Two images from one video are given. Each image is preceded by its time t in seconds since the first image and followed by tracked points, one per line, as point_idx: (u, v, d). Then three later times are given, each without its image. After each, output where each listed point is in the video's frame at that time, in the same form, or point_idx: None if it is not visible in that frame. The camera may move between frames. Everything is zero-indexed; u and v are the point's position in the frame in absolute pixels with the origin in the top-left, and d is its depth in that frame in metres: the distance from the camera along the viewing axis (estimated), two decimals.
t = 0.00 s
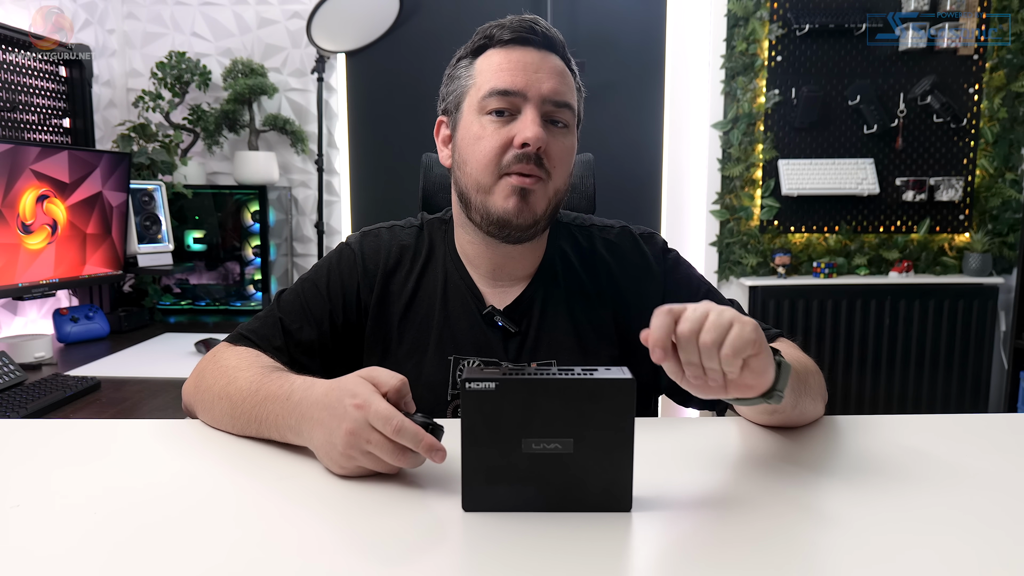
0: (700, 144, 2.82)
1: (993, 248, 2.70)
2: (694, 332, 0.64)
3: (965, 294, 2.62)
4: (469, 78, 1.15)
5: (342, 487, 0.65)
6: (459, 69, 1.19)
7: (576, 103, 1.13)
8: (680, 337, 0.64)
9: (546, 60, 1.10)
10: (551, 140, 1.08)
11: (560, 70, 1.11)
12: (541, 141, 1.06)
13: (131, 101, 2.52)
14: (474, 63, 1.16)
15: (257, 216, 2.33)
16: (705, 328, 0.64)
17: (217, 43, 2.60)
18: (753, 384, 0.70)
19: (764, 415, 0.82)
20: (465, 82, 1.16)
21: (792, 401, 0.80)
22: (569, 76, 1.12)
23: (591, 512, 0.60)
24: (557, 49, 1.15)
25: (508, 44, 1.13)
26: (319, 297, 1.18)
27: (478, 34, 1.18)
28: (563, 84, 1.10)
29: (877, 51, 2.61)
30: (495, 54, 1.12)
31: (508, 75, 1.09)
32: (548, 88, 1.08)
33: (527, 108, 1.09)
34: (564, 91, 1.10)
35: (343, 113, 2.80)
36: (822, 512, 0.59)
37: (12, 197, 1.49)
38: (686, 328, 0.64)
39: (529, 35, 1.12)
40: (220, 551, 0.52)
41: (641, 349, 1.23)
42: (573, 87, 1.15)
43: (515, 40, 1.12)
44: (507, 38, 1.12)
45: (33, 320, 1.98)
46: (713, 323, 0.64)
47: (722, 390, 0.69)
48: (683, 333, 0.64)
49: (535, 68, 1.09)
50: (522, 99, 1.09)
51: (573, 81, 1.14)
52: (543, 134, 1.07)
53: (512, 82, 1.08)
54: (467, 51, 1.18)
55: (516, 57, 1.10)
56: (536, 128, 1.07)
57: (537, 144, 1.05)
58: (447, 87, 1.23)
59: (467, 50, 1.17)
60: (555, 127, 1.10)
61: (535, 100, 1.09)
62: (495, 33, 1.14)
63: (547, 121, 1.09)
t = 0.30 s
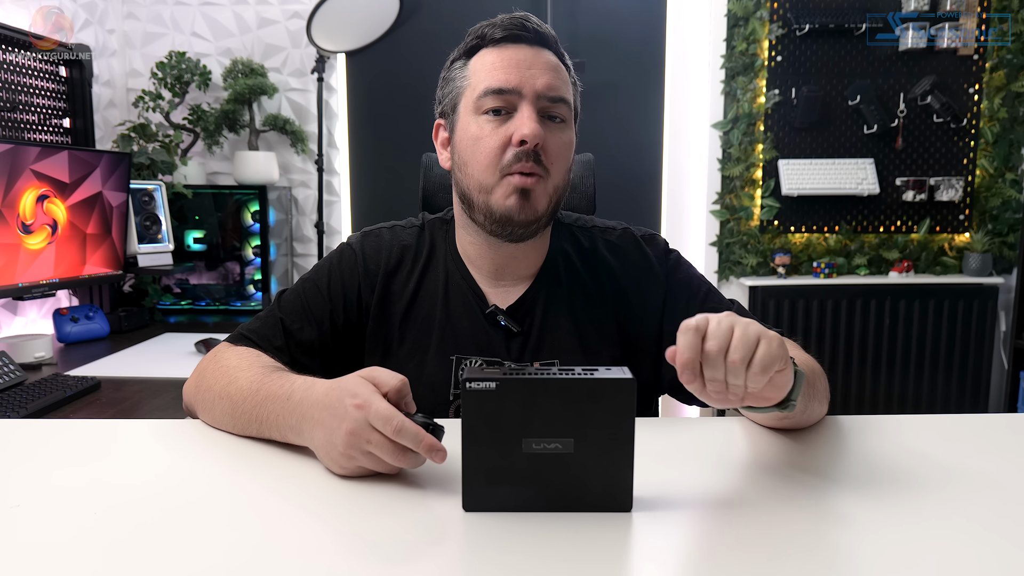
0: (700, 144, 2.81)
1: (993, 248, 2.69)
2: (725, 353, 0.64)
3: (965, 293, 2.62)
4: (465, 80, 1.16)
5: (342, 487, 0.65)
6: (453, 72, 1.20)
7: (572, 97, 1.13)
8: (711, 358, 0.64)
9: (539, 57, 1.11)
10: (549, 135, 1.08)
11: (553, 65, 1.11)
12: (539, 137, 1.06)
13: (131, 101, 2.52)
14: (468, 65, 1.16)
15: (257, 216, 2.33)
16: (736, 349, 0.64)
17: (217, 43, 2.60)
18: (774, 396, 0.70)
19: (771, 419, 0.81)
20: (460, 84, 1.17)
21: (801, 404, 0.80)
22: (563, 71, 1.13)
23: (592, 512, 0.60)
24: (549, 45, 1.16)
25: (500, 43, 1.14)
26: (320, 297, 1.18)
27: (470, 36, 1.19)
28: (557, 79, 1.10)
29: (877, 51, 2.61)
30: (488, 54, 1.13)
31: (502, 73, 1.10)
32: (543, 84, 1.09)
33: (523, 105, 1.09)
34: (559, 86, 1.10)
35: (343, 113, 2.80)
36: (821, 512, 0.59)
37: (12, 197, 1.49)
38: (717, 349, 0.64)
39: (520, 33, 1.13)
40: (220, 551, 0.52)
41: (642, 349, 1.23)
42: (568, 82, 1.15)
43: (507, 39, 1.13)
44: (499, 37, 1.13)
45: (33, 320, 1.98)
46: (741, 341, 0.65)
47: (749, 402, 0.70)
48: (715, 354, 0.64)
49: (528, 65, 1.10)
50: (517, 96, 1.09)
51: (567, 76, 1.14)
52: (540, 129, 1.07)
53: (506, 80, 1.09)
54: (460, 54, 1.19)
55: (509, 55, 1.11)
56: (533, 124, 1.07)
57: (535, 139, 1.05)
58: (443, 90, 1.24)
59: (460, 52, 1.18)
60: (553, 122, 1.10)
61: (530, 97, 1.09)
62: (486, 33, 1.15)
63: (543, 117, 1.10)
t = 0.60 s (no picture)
0: (700, 145, 2.82)
1: (994, 248, 2.69)
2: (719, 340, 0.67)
3: (965, 294, 2.62)
4: (456, 81, 1.18)
5: (341, 488, 0.65)
6: (445, 76, 1.22)
7: (564, 90, 1.13)
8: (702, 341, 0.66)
9: (527, 53, 1.12)
10: (540, 130, 1.08)
11: (542, 60, 1.12)
12: (530, 131, 1.06)
13: (130, 101, 2.52)
14: (459, 67, 1.18)
15: (257, 216, 2.33)
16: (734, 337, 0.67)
17: (217, 43, 2.60)
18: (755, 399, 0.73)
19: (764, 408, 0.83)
20: (452, 87, 1.19)
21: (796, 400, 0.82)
22: (553, 65, 1.13)
23: (591, 512, 0.60)
24: (537, 41, 1.17)
25: (488, 42, 1.15)
26: (321, 297, 1.18)
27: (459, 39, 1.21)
28: (547, 73, 1.11)
29: (877, 51, 2.61)
30: (478, 54, 1.15)
31: (491, 72, 1.11)
32: (532, 79, 1.09)
33: (513, 102, 1.10)
34: (548, 80, 1.11)
35: (343, 114, 2.80)
36: (821, 512, 0.59)
37: (12, 197, 1.49)
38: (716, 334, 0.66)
39: (507, 30, 1.15)
40: (218, 551, 0.52)
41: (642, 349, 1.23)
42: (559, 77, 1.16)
43: (495, 37, 1.15)
44: (486, 36, 1.15)
45: (33, 320, 1.98)
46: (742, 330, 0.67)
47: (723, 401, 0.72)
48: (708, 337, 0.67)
49: (516, 62, 1.11)
50: (507, 94, 1.10)
51: (557, 71, 1.15)
52: (532, 124, 1.07)
53: (496, 78, 1.10)
54: (451, 56, 1.21)
55: (498, 54, 1.13)
56: (525, 119, 1.07)
57: (527, 134, 1.06)
58: (438, 94, 1.26)
59: (451, 55, 1.20)
60: (544, 117, 1.10)
61: (520, 93, 1.10)
62: (475, 34, 1.17)
63: (535, 112, 1.10)
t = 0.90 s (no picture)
0: (700, 145, 2.82)
1: (994, 248, 2.69)
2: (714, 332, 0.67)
3: (965, 294, 2.62)
4: (447, 79, 1.19)
5: (341, 488, 0.65)
6: (437, 76, 1.24)
7: (552, 81, 1.14)
8: (701, 333, 0.66)
9: (513, 46, 1.14)
10: (529, 117, 1.09)
11: (528, 52, 1.14)
12: (517, 117, 1.07)
13: (130, 101, 2.52)
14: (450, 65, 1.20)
15: (257, 216, 2.33)
16: (729, 329, 0.68)
17: (217, 43, 2.60)
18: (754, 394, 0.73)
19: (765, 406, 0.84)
20: (443, 84, 1.21)
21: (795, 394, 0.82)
22: (540, 57, 1.15)
23: (592, 512, 0.60)
24: (524, 38, 1.19)
25: (477, 38, 1.17)
26: (321, 297, 1.18)
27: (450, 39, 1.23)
28: (533, 64, 1.12)
29: (877, 51, 2.61)
30: (467, 51, 1.17)
31: (478, 65, 1.12)
32: (518, 69, 1.11)
33: (501, 92, 1.11)
34: (535, 70, 1.12)
35: (343, 113, 2.80)
36: (822, 512, 0.59)
37: (12, 197, 1.49)
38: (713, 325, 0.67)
39: (493, 26, 1.17)
40: (219, 551, 0.52)
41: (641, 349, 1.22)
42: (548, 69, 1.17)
43: (483, 34, 1.17)
44: (473, 33, 1.17)
45: (33, 320, 1.98)
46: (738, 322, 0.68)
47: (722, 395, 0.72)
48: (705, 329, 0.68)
49: (503, 54, 1.12)
50: (495, 85, 1.11)
51: (544, 63, 1.16)
52: (519, 110, 1.08)
53: (483, 70, 1.11)
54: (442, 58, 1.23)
55: (485, 48, 1.14)
56: (513, 107, 1.09)
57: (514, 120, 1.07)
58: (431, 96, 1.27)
59: (443, 56, 1.22)
60: (533, 106, 1.11)
61: (507, 83, 1.11)
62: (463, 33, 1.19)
63: (523, 102, 1.11)
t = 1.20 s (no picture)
0: (700, 145, 2.82)
1: (993, 248, 2.69)
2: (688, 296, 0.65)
3: (965, 293, 2.62)
4: (451, 75, 1.19)
5: (341, 487, 0.65)
6: (439, 73, 1.24)
7: (555, 79, 1.15)
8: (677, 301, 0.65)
9: (519, 44, 1.14)
10: (535, 112, 1.09)
11: (533, 51, 1.14)
12: (525, 111, 1.07)
13: (131, 101, 2.52)
14: (453, 62, 1.20)
15: (257, 216, 2.33)
16: (703, 292, 0.65)
17: (218, 43, 2.60)
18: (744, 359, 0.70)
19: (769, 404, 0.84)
20: (447, 81, 1.20)
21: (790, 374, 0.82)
22: (544, 56, 1.16)
23: (592, 512, 0.60)
24: (527, 38, 1.20)
25: (480, 37, 1.18)
26: (320, 296, 1.18)
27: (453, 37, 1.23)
28: (539, 62, 1.13)
29: (877, 51, 2.61)
30: (471, 48, 1.17)
31: (485, 61, 1.12)
32: (525, 66, 1.11)
33: (507, 87, 1.11)
34: (541, 68, 1.13)
35: (343, 114, 2.81)
36: (822, 512, 0.59)
37: (12, 197, 1.49)
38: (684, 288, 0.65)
39: (498, 24, 1.18)
40: (219, 550, 0.52)
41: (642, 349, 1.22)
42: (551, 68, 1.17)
43: (486, 32, 1.18)
44: (478, 31, 1.17)
45: (33, 320, 1.98)
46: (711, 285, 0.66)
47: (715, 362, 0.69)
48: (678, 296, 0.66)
49: (509, 51, 1.13)
50: (501, 80, 1.11)
51: (548, 62, 1.17)
52: (527, 105, 1.08)
53: (490, 66, 1.12)
54: (445, 56, 1.23)
55: (491, 45, 1.15)
56: (520, 101, 1.09)
57: (521, 114, 1.07)
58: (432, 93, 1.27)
59: (445, 55, 1.22)
60: (538, 102, 1.11)
61: (514, 79, 1.11)
62: (467, 31, 1.19)
63: (528, 98, 1.11)
